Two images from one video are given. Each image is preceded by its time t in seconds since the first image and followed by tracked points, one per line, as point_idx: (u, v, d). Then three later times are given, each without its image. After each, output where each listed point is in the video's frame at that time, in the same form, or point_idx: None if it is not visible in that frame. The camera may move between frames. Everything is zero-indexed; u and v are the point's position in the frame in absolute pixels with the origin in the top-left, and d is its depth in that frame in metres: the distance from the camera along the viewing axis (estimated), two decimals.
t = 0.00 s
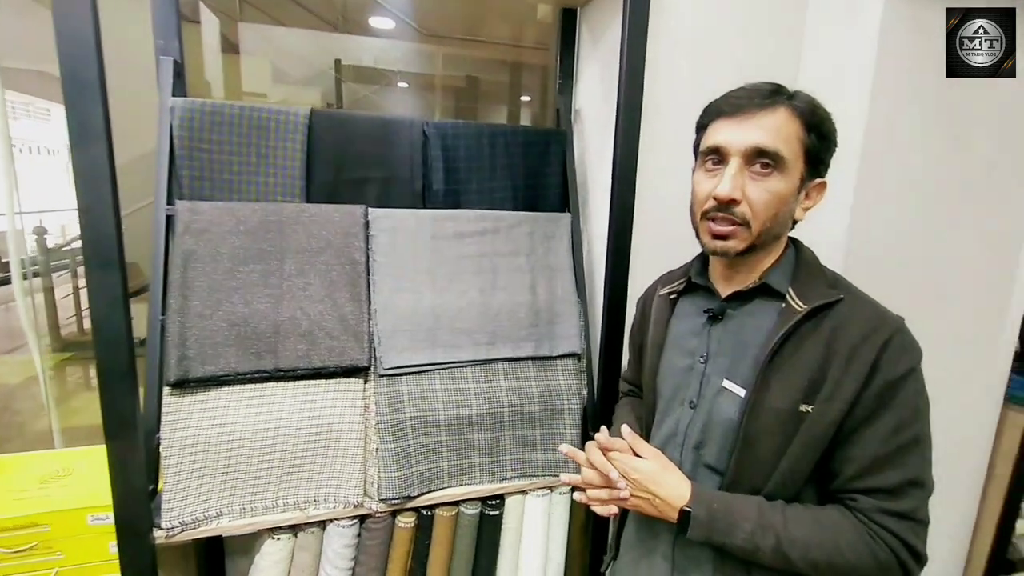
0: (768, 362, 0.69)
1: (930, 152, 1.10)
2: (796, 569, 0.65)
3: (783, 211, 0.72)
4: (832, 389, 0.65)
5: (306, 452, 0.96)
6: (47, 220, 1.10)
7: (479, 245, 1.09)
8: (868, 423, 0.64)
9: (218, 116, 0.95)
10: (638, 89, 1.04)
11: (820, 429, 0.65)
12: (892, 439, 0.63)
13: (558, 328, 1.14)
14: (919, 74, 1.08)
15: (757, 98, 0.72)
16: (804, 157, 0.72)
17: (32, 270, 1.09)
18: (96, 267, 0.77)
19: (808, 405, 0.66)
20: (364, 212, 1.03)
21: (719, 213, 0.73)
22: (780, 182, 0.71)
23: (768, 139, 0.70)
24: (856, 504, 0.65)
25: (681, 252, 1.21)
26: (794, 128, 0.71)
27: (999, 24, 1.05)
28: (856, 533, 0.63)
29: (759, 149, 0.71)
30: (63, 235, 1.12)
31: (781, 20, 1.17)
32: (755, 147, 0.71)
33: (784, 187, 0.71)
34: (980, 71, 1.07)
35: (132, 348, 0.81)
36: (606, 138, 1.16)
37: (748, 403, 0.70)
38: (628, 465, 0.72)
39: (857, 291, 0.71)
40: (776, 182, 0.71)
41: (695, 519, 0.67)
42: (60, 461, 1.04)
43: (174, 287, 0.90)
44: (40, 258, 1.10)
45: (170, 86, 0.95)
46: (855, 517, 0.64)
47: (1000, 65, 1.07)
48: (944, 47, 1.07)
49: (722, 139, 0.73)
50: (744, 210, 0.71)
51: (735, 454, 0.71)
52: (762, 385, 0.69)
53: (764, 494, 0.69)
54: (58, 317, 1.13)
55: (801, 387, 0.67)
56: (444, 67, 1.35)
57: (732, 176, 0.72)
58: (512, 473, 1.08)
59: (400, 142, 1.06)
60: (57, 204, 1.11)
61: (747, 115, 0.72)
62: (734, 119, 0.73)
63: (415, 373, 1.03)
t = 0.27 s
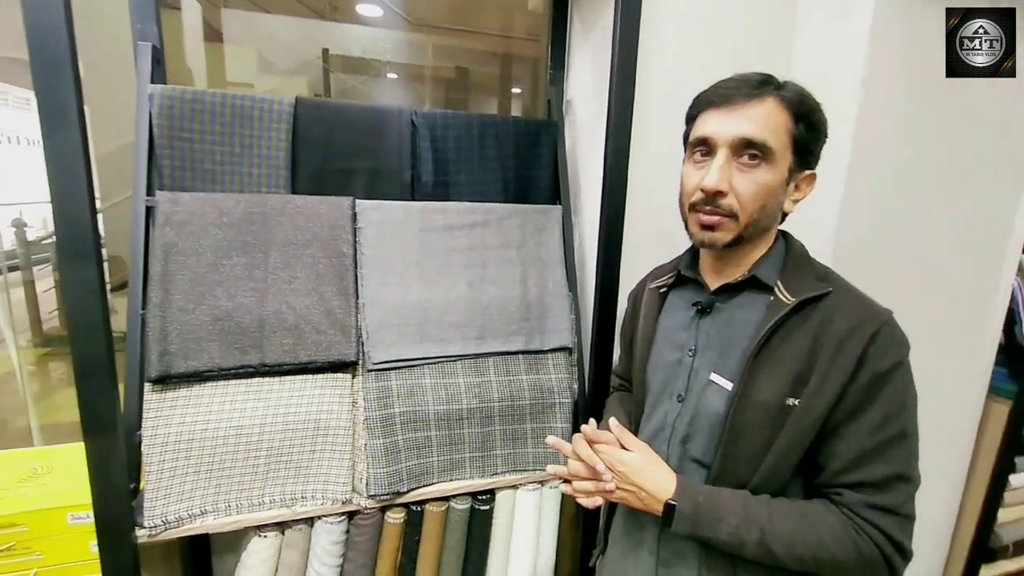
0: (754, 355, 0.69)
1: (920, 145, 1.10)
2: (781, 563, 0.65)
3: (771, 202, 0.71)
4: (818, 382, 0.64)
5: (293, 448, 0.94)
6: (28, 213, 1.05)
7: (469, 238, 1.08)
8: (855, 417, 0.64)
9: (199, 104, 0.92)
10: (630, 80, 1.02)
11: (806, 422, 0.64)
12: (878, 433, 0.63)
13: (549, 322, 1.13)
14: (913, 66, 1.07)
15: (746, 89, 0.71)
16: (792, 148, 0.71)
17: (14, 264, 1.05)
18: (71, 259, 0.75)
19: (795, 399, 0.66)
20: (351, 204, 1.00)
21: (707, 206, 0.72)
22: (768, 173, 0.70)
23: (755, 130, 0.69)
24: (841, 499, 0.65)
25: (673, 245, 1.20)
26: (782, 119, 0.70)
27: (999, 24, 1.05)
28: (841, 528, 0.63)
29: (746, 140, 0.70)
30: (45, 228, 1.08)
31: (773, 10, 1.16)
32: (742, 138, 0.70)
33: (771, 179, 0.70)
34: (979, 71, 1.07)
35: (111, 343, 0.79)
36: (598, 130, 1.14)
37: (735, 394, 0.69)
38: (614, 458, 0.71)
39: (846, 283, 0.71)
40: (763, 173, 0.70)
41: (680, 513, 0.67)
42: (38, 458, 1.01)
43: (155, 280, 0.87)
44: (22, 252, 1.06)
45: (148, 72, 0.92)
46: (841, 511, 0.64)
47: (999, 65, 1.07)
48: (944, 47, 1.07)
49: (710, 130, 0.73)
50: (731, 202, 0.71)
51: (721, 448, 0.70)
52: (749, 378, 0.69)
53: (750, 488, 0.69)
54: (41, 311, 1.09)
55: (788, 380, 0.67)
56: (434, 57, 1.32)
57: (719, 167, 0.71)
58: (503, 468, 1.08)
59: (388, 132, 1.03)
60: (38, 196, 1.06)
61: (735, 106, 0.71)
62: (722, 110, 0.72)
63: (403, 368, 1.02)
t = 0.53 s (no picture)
0: (738, 351, 0.68)
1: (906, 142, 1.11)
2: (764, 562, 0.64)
3: (750, 197, 0.71)
4: (803, 379, 0.64)
5: (281, 448, 0.93)
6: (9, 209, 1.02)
7: (460, 234, 1.07)
8: (840, 415, 0.64)
9: (182, 97, 0.90)
10: (622, 75, 1.02)
11: (791, 419, 0.64)
12: (864, 431, 0.63)
13: (541, 319, 1.12)
14: (905, 64, 1.07)
15: (727, 83, 0.71)
16: (773, 141, 0.70)
17: None
18: (49, 256, 0.73)
19: (780, 396, 0.66)
20: (340, 199, 0.99)
21: (685, 200, 0.73)
22: (746, 167, 0.70)
23: (734, 124, 0.69)
24: (826, 497, 0.64)
25: (665, 242, 1.20)
26: (761, 112, 0.69)
27: (998, 24, 1.08)
28: (825, 526, 0.63)
29: (724, 134, 0.70)
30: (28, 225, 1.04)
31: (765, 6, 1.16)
32: (720, 132, 0.70)
33: (750, 173, 0.70)
34: (980, 71, 1.10)
35: (91, 342, 0.77)
36: (591, 125, 1.14)
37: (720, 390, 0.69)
38: (601, 454, 0.71)
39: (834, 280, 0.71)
40: (741, 167, 0.70)
41: (665, 512, 0.66)
42: (18, 459, 0.99)
43: (137, 277, 0.85)
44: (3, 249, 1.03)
45: (130, 63, 0.89)
46: (826, 510, 0.64)
47: (999, 65, 1.11)
48: (946, 47, 1.08)
49: (690, 124, 0.73)
50: (708, 197, 0.71)
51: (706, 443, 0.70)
52: (735, 375, 0.68)
53: (734, 485, 0.68)
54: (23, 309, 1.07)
55: (772, 377, 0.66)
56: (424, 52, 1.30)
57: (696, 162, 0.71)
58: (494, 465, 1.07)
59: (378, 126, 1.02)
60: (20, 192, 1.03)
61: (715, 100, 0.71)
62: (702, 105, 0.72)
63: (394, 366, 1.01)
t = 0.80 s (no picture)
0: (720, 348, 0.68)
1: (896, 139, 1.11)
2: (744, 563, 0.63)
3: (731, 192, 0.70)
4: (785, 374, 0.64)
5: (269, 447, 0.92)
6: None
7: (452, 230, 1.05)
8: (822, 415, 0.63)
9: (165, 89, 0.88)
10: (614, 70, 1.01)
11: (771, 419, 0.63)
12: (846, 431, 0.62)
13: (533, 315, 1.11)
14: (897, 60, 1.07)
15: (712, 77, 0.71)
16: (756, 136, 0.69)
17: None
18: (26, 252, 0.70)
19: (761, 393, 0.65)
20: (329, 194, 0.97)
21: (666, 194, 0.74)
22: (726, 162, 0.69)
23: (713, 118, 0.69)
24: (808, 499, 0.63)
25: (658, 237, 1.20)
26: (743, 105, 0.68)
27: (998, 24, 1.09)
28: (806, 529, 0.62)
29: (704, 129, 0.69)
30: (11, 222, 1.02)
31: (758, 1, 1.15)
32: (699, 127, 0.70)
33: (731, 168, 0.69)
34: (980, 71, 1.11)
35: (72, 340, 0.75)
36: (583, 120, 1.13)
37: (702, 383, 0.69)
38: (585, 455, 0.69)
39: (822, 276, 0.70)
40: (721, 162, 0.69)
41: (644, 513, 0.65)
42: None
43: (120, 273, 0.83)
44: None
45: (111, 54, 0.87)
46: (808, 512, 0.63)
47: (999, 65, 1.11)
48: (945, 48, 1.09)
49: (673, 119, 0.73)
50: (687, 191, 0.72)
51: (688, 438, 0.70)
52: (717, 370, 0.68)
53: (716, 484, 0.67)
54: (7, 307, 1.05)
55: (753, 374, 0.66)
56: (416, 46, 1.28)
57: (677, 156, 0.72)
58: (486, 463, 1.06)
59: (367, 120, 1.00)
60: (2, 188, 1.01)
61: (697, 94, 0.71)
62: (686, 99, 0.72)
63: (383, 363, 0.99)
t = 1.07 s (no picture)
0: (716, 344, 0.68)
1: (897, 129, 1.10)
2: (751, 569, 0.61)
3: (733, 183, 0.69)
4: (789, 371, 0.62)
5: (267, 441, 0.91)
6: None
7: (450, 222, 1.04)
8: (829, 414, 0.61)
9: (156, 78, 0.86)
10: (614, 59, 0.99)
11: (776, 417, 0.62)
12: (855, 432, 0.59)
13: (532, 308, 1.10)
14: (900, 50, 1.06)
15: (714, 64, 0.69)
16: (757, 124, 0.67)
17: None
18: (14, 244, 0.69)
19: (759, 389, 0.64)
20: (324, 185, 0.96)
21: (667, 186, 0.73)
22: (727, 152, 0.68)
23: (712, 107, 0.67)
24: (818, 503, 0.61)
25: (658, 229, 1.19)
26: (744, 95, 0.67)
27: (997, 25, 1.10)
28: (818, 535, 0.59)
29: (704, 118, 0.68)
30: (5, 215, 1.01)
31: None
32: (698, 117, 0.69)
33: (732, 158, 0.68)
34: (980, 71, 1.11)
35: (63, 335, 0.74)
36: (584, 109, 1.11)
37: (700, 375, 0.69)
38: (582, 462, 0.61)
39: (831, 270, 0.68)
40: (722, 152, 0.68)
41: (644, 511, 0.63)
42: None
43: (112, 266, 0.82)
44: None
45: (99, 42, 0.85)
46: (819, 517, 0.60)
47: (999, 65, 1.12)
48: (945, 47, 1.08)
49: (674, 108, 0.72)
50: (688, 182, 0.71)
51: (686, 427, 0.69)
52: (713, 366, 0.68)
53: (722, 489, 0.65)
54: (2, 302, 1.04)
55: (751, 368, 0.65)
56: (412, 38, 1.26)
57: (677, 147, 0.71)
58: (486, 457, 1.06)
59: (363, 109, 0.99)
60: None
61: (697, 83, 0.70)
62: (687, 88, 0.71)
63: (381, 356, 0.98)
